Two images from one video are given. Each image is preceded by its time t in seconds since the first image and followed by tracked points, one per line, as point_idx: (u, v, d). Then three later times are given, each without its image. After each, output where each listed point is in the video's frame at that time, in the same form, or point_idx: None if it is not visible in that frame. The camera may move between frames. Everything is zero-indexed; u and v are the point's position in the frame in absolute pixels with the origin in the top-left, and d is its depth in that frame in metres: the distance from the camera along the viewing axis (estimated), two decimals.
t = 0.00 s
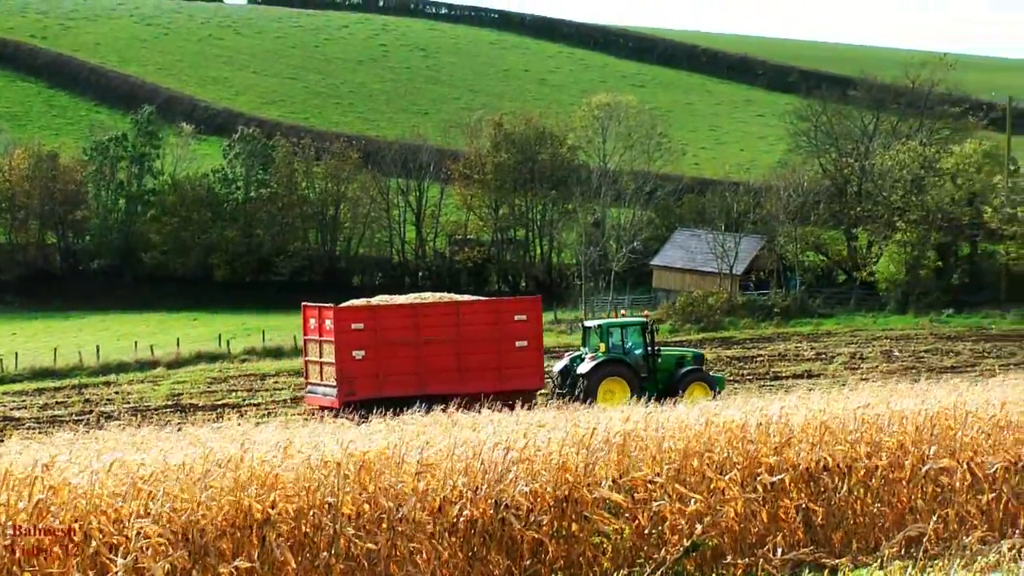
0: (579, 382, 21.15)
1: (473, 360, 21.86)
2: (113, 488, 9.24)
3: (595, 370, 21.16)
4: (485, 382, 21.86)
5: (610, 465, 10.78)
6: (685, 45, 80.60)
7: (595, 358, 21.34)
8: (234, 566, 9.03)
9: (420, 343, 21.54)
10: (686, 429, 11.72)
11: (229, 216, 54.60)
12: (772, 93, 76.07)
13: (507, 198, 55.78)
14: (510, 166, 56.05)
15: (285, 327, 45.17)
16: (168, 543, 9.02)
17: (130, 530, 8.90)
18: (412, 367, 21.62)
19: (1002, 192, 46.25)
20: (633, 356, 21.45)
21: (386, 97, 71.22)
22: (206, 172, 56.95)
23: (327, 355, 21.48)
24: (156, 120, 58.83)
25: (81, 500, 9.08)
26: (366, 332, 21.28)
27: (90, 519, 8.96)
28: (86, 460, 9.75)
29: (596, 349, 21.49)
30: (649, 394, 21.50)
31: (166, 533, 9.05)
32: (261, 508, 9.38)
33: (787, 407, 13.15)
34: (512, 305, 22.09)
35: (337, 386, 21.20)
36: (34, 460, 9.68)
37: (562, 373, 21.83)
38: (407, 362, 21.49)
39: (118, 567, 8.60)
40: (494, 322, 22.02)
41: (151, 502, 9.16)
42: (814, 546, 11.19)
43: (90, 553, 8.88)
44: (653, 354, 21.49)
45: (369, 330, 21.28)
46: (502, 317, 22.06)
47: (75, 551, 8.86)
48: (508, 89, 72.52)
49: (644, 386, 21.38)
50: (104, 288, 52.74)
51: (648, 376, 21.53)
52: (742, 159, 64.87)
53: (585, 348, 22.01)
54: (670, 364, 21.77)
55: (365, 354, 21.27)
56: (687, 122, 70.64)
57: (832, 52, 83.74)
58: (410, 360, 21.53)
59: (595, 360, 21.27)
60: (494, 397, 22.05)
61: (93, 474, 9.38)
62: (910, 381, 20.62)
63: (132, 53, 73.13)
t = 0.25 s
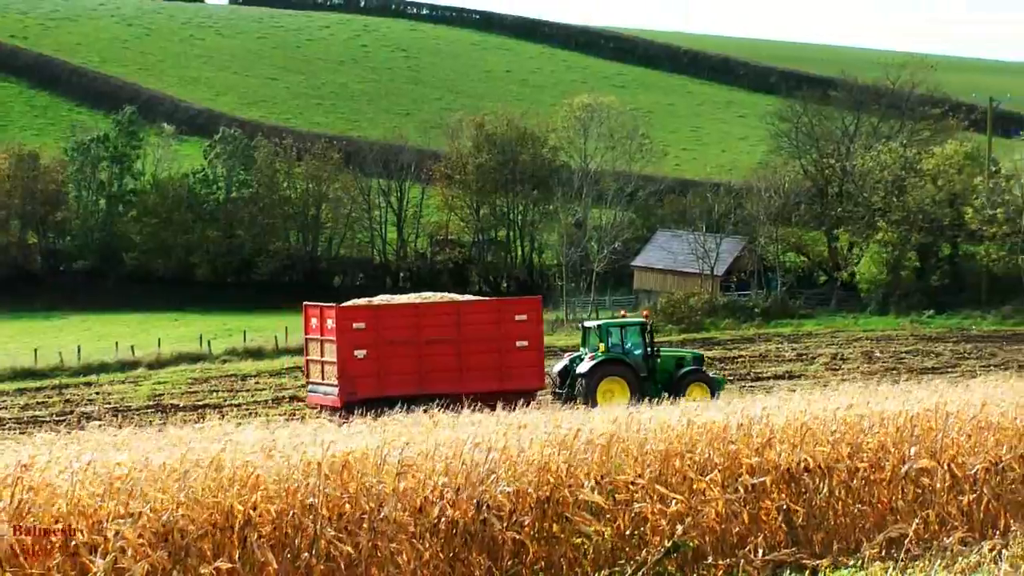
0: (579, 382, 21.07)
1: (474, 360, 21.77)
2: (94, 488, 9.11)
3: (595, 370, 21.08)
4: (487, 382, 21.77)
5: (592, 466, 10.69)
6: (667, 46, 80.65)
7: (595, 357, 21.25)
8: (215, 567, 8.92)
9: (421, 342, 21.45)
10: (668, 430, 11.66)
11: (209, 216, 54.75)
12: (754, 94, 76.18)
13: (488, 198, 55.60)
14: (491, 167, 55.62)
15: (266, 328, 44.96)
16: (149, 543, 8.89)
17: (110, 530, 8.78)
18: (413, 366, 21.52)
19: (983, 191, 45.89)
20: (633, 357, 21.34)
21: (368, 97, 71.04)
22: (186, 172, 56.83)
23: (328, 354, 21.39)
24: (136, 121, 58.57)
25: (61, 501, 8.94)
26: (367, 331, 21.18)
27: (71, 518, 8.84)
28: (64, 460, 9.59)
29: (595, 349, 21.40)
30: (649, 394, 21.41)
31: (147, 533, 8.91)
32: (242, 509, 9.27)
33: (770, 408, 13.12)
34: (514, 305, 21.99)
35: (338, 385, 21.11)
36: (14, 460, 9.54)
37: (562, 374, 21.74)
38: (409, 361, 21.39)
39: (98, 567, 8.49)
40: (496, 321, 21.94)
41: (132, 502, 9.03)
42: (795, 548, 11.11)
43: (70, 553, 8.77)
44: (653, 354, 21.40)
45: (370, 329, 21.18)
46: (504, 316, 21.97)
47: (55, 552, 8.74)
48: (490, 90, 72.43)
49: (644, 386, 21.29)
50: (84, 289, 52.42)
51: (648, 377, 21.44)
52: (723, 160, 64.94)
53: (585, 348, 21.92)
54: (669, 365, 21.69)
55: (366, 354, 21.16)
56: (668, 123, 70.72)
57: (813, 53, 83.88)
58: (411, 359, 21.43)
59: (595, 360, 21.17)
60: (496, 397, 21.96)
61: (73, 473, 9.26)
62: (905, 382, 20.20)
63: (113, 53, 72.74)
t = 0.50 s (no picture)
0: (580, 382, 21.14)
1: (476, 360, 21.79)
2: (75, 489, 9.09)
3: (596, 371, 21.14)
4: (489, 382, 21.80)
5: (574, 467, 10.62)
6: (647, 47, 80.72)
7: (597, 358, 21.29)
8: (195, 568, 8.87)
9: (424, 342, 21.45)
10: (650, 430, 11.60)
11: (189, 217, 54.46)
12: (734, 96, 76.28)
13: (469, 199, 55.41)
14: (470, 168, 55.42)
15: (247, 329, 44.76)
16: (128, 545, 8.86)
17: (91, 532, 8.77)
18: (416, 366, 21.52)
19: (963, 192, 46.64)
20: (634, 357, 21.39)
21: (348, 98, 70.87)
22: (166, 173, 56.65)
23: (332, 353, 21.35)
24: (116, 122, 58.31)
25: (43, 504, 8.92)
26: (371, 330, 21.15)
27: (52, 520, 8.84)
28: (46, 460, 9.55)
29: (597, 349, 21.44)
30: (651, 393, 21.44)
31: (127, 535, 8.88)
32: (221, 510, 9.21)
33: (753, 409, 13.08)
34: (516, 305, 22.03)
35: (341, 384, 21.08)
36: None
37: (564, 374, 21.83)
38: (412, 362, 21.39)
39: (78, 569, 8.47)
40: (498, 321, 21.98)
41: (112, 504, 9.00)
42: (775, 549, 11.05)
43: (52, 553, 8.78)
44: (654, 354, 21.42)
45: (373, 328, 21.15)
46: (506, 316, 22.00)
47: (37, 552, 8.74)
48: (470, 91, 72.35)
49: (646, 386, 21.32)
50: (64, 290, 52.10)
51: (650, 376, 21.46)
52: (704, 161, 65.05)
53: (587, 348, 21.97)
54: (671, 365, 21.71)
55: (369, 353, 21.14)
56: (649, 124, 70.82)
57: (793, 54, 84.03)
58: (414, 359, 21.44)
59: (597, 361, 21.23)
60: (497, 397, 21.99)
61: (54, 473, 9.24)
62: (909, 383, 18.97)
63: (93, 53, 72.35)
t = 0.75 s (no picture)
0: (583, 381, 21.31)
1: (478, 359, 22.02)
2: (59, 488, 9.02)
3: (599, 369, 21.30)
4: (491, 381, 22.01)
5: (557, 468, 10.56)
6: (631, 48, 80.75)
7: (600, 357, 21.48)
8: (179, 569, 8.81)
9: (427, 341, 21.73)
10: (632, 431, 11.56)
11: (172, 217, 54.07)
12: (718, 96, 76.38)
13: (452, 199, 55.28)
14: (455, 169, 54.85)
15: (231, 329, 44.64)
16: (112, 545, 8.79)
17: (76, 531, 8.71)
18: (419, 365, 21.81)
19: (947, 193, 46.61)
20: (637, 356, 21.59)
21: (332, 98, 70.72)
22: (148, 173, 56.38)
23: (335, 353, 21.71)
24: (100, 121, 58.08)
25: (27, 503, 8.85)
26: (373, 330, 21.49)
27: (36, 519, 8.76)
28: (29, 461, 9.47)
29: (601, 349, 21.64)
30: (653, 392, 21.63)
31: (110, 536, 8.80)
32: (205, 511, 9.14)
33: (735, 409, 13.05)
34: (518, 304, 22.23)
35: (345, 383, 21.45)
36: None
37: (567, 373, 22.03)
38: (414, 360, 21.69)
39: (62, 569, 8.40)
40: (500, 320, 22.19)
41: (96, 504, 8.93)
42: (758, 549, 11.01)
43: (35, 554, 8.71)
44: (657, 354, 21.63)
45: (376, 328, 21.49)
46: (508, 316, 22.21)
47: (21, 552, 8.69)
48: (454, 91, 72.25)
49: (649, 385, 21.52)
50: (46, 291, 51.85)
51: (652, 376, 21.66)
52: (687, 162, 65.15)
53: (590, 347, 22.17)
54: (674, 364, 21.91)
55: (372, 352, 21.48)
56: (633, 124, 70.93)
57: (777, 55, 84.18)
58: (417, 358, 21.73)
59: (600, 360, 21.40)
60: (500, 396, 22.19)
61: (38, 472, 9.17)
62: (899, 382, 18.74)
63: (75, 53, 71.97)
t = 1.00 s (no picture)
0: (586, 378, 21.23)
1: (482, 358, 22.05)
2: (42, 487, 8.91)
3: (601, 367, 21.24)
4: (494, 379, 22.05)
5: (541, 467, 10.51)
6: (615, 48, 80.80)
7: (603, 355, 21.47)
8: (163, 569, 8.72)
9: (431, 340, 21.70)
10: (616, 431, 11.51)
11: (157, 218, 53.95)
12: (702, 96, 76.49)
13: (436, 199, 55.14)
14: (439, 169, 54.92)
15: (216, 328, 44.40)
16: (95, 545, 8.70)
17: (60, 530, 8.62)
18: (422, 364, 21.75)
19: (930, 193, 46.90)
20: (639, 355, 21.61)
21: (316, 98, 70.51)
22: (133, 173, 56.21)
23: (339, 351, 21.61)
24: (83, 121, 57.83)
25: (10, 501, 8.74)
26: (377, 328, 21.39)
27: (18, 517, 8.65)
28: (11, 460, 9.36)
29: (602, 347, 21.65)
30: (655, 390, 21.65)
31: (94, 535, 8.71)
32: (189, 510, 9.06)
33: (719, 409, 13.02)
34: (521, 303, 22.33)
35: (348, 382, 21.34)
36: None
37: (570, 371, 21.95)
38: (418, 360, 21.63)
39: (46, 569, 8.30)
40: (504, 319, 22.25)
41: (80, 504, 8.84)
42: (742, 549, 10.98)
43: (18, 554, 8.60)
44: (659, 352, 21.69)
45: (380, 327, 21.39)
46: (511, 314, 22.27)
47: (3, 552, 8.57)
48: (439, 91, 72.12)
49: (651, 383, 21.55)
50: (29, 292, 51.50)
51: (655, 373, 21.70)
52: (671, 162, 65.22)
53: (592, 346, 22.16)
54: (675, 363, 21.97)
55: (375, 351, 21.39)
56: (617, 124, 71.00)
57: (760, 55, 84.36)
58: (421, 357, 21.67)
59: (603, 357, 21.36)
60: (503, 395, 22.25)
61: (20, 472, 9.06)
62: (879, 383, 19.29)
63: (58, 53, 71.53)
